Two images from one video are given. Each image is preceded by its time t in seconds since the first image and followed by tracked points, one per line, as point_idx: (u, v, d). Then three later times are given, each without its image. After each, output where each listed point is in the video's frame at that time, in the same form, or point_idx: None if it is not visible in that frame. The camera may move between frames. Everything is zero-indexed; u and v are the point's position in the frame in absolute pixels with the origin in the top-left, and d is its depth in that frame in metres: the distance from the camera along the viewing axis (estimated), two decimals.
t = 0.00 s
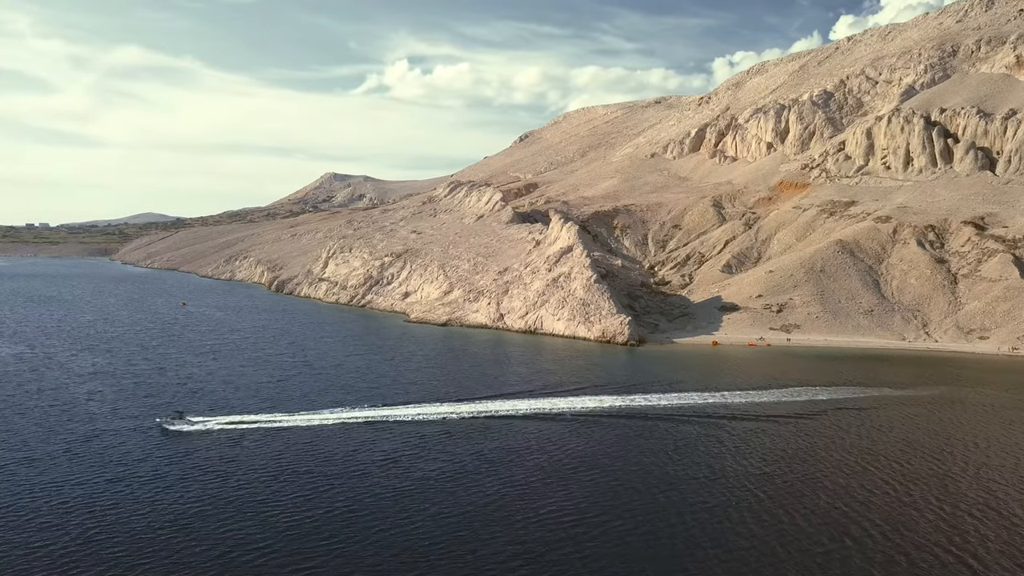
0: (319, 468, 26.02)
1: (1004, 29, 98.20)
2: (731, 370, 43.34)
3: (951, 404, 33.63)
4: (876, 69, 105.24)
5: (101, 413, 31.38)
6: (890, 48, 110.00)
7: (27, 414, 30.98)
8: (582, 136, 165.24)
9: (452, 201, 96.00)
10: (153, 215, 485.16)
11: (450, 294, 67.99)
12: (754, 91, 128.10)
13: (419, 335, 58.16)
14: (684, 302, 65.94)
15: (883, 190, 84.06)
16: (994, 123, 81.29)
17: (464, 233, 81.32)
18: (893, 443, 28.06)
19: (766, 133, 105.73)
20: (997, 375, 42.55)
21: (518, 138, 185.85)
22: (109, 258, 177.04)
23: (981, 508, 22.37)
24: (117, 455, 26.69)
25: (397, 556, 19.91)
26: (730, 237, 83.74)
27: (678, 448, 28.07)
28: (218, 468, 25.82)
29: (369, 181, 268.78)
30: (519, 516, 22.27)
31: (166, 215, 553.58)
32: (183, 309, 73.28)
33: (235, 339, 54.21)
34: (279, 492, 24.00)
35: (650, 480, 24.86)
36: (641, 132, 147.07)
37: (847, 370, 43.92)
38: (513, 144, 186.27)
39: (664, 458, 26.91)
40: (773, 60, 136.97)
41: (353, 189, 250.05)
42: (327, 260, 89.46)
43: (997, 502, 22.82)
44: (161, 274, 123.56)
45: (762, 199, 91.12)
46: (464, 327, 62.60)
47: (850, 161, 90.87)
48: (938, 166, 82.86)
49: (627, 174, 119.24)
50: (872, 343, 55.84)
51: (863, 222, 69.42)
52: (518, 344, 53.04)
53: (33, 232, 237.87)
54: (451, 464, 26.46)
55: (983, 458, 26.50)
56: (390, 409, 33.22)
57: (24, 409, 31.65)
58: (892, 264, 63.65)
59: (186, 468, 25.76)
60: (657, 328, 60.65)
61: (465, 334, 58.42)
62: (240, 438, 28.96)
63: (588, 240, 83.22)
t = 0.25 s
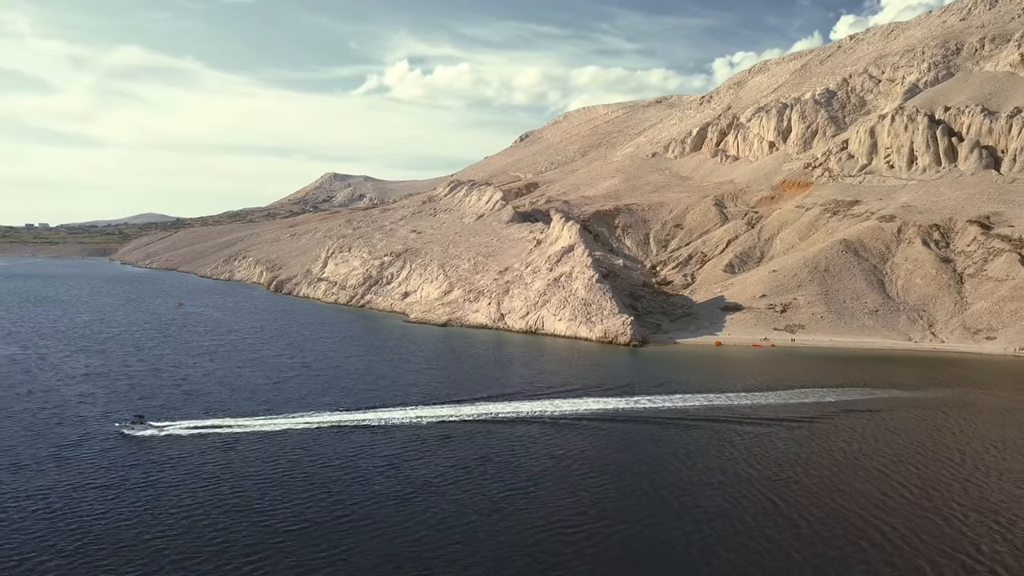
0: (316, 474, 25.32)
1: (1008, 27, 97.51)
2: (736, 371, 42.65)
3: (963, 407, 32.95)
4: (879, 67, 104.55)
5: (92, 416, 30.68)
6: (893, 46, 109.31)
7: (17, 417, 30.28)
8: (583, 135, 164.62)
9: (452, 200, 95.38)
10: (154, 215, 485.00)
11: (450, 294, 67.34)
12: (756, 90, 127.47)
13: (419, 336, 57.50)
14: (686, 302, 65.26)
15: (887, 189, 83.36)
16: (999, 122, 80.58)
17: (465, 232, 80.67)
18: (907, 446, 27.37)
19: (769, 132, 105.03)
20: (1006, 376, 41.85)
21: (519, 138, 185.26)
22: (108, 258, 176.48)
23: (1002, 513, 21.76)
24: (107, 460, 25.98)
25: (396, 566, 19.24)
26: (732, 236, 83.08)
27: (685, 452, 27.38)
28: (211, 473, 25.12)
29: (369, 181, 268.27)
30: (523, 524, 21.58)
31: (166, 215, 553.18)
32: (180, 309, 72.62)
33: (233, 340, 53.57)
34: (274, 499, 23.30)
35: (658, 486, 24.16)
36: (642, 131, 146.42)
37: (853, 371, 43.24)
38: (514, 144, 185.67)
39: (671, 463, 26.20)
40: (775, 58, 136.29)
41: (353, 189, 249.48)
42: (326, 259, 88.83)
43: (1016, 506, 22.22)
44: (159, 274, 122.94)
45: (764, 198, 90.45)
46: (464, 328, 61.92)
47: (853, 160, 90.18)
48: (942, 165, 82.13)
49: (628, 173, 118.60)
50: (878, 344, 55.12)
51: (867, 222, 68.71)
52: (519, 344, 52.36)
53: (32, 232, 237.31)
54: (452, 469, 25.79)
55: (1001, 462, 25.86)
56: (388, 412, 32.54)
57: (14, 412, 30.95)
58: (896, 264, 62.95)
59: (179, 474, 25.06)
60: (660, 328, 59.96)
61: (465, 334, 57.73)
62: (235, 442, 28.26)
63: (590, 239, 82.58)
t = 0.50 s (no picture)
0: (313, 480, 24.54)
1: (1014, 25, 96.77)
2: (742, 372, 41.93)
3: (975, 409, 32.28)
4: (883, 65, 103.79)
5: (83, 419, 29.94)
6: (897, 44, 108.54)
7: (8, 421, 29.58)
8: (584, 134, 163.92)
9: (453, 199, 94.69)
10: (155, 215, 485.00)
11: (451, 294, 66.64)
12: (758, 89, 126.72)
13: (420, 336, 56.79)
14: (689, 302, 64.50)
15: (892, 188, 82.55)
16: (1005, 120, 79.78)
17: (466, 232, 79.95)
18: (924, 451, 26.75)
19: (772, 131, 104.24)
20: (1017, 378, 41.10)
21: (520, 137, 184.60)
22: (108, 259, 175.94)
23: None
24: (97, 465, 25.27)
25: None
26: (735, 236, 82.31)
27: (695, 457, 26.68)
28: (203, 479, 24.35)
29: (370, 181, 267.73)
30: (528, 534, 20.83)
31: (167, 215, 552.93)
32: (178, 309, 71.92)
33: (231, 341, 52.91)
34: (269, 506, 22.54)
35: (669, 494, 23.42)
36: (644, 131, 145.70)
37: (861, 372, 42.52)
38: (515, 143, 185.01)
39: (683, 470, 25.48)
40: (778, 57, 135.53)
41: (354, 189, 248.89)
42: (325, 259, 88.15)
43: None
44: (158, 274, 122.31)
45: (768, 197, 89.67)
46: (464, 328, 61.19)
47: (857, 159, 89.38)
48: (947, 163, 81.34)
49: (630, 173, 117.87)
50: (885, 344, 54.36)
51: (872, 221, 67.94)
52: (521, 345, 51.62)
53: (32, 232, 236.87)
54: (455, 476, 25.02)
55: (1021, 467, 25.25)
56: (388, 415, 31.79)
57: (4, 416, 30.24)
58: (903, 263, 62.16)
59: (170, 479, 24.29)
60: (663, 329, 59.22)
61: (466, 335, 57.03)
62: (229, 446, 27.51)
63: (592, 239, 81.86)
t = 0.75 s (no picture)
0: (309, 486, 23.77)
1: (1019, 23, 96.01)
2: (747, 373, 41.24)
3: (987, 411, 31.62)
4: (887, 64, 103.02)
5: (73, 421, 29.20)
6: (901, 42, 107.75)
7: None
8: (585, 134, 163.19)
9: (454, 199, 93.98)
10: (156, 215, 484.49)
11: (451, 294, 65.93)
12: (761, 87, 125.95)
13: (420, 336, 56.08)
14: (692, 301, 63.77)
15: (897, 187, 81.78)
16: (1010, 118, 79.00)
17: (466, 231, 79.23)
18: (938, 456, 26.13)
19: (774, 130, 103.49)
20: None
21: (521, 137, 183.89)
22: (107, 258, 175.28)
23: None
24: (86, 470, 24.51)
25: None
26: (738, 235, 81.57)
27: (704, 461, 26.03)
28: (196, 484, 23.57)
29: (371, 181, 267.61)
30: (531, 543, 20.11)
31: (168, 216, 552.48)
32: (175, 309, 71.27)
33: (228, 341, 52.23)
34: (263, 514, 21.76)
35: (679, 502, 22.67)
36: (645, 130, 144.95)
37: (867, 372, 41.83)
38: (516, 143, 184.32)
39: (692, 476, 24.74)
40: (780, 56, 134.76)
41: (354, 189, 248.24)
42: (325, 259, 87.46)
43: None
44: (157, 274, 121.66)
45: (771, 196, 88.92)
46: (465, 328, 60.48)
47: (861, 158, 88.58)
48: (952, 162, 80.56)
49: (632, 172, 117.13)
50: (892, 344, 53.61)
51: (877, 220, 67.17)
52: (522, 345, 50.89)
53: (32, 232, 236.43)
54: (456, 482, 24.27)
55: None
56: (387, 417, 31.07)
57: None
58: (908, 262, 61.41)
59: (161, 484, 23.54)
60: (666, 329, 58.50)
61: (466, 335, 56.32)
62: (223, 450, 26.74)
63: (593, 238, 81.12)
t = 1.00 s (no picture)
0: (305, 492, 23.01)
1: None
2: (752, 372, 40.58)
3: (1000, 412, 30.97)
4: (891, 61, 102.25)
5: (64, 424, 28.47)
6: (905, 40, 106.98)
7: None
8: (587, 133, 162.46)
9: (455, 197, 93.28)
10: (156, 215, 484.31)
11: (452, 293, 65.22)
12: (763, 85, 125.23)
13: (421, 335, 55.41)
14: (695, 300, 63.01)
15: (902, 185, 81.00)
16: (1017, 116, 78.22)
17: (466, 230, 78.49)
18: (955, 458, 25.45)
19: (777, 128, 102.69)
20: None
21: (522, 136, 183.17)
22: (106, 258, 174.64)
23: None
24: (74, 475, 23.77)
25: None
26: (742, 234, 80.81)
27: (713, 465, 25.32)
28: (187, 490, 22.82)
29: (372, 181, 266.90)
30: (536, 551, 19.39)
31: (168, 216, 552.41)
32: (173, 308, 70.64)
33: (226, 341, 51.56)
34: (257, 522, 21.01)
35: (691, 508, 21.92)
36: (647, 129, 144.23)
37: (873, 373, 41.16)
38: (517, 142, 183.61)
39: (703, 480, 24.00)
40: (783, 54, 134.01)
41: (355, 189, 247.66)
42: (324, 258, 86.79)
43: None
44: (156, 273, 121.01)
45: (774, 195, 88.15)
46: (465, 327, 59.77)
47: (865, 156, 87.72)
48: (958, 160, 79.77)
49: (634, 170, 116.40)
50: (899, 344, 52.84)
51: (882, 218, 66.39)
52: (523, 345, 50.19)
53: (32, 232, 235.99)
54: (458, 488, 23.53)
55: None
56: (386, 418, 30.34)
57: None
58: (915, 260, 60.64)
59: (151, 490, 22.80)
60: (670, 328, 57.74)
61: (467, 335, 55.59)
62: (217, 453, 26.01)
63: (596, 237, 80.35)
